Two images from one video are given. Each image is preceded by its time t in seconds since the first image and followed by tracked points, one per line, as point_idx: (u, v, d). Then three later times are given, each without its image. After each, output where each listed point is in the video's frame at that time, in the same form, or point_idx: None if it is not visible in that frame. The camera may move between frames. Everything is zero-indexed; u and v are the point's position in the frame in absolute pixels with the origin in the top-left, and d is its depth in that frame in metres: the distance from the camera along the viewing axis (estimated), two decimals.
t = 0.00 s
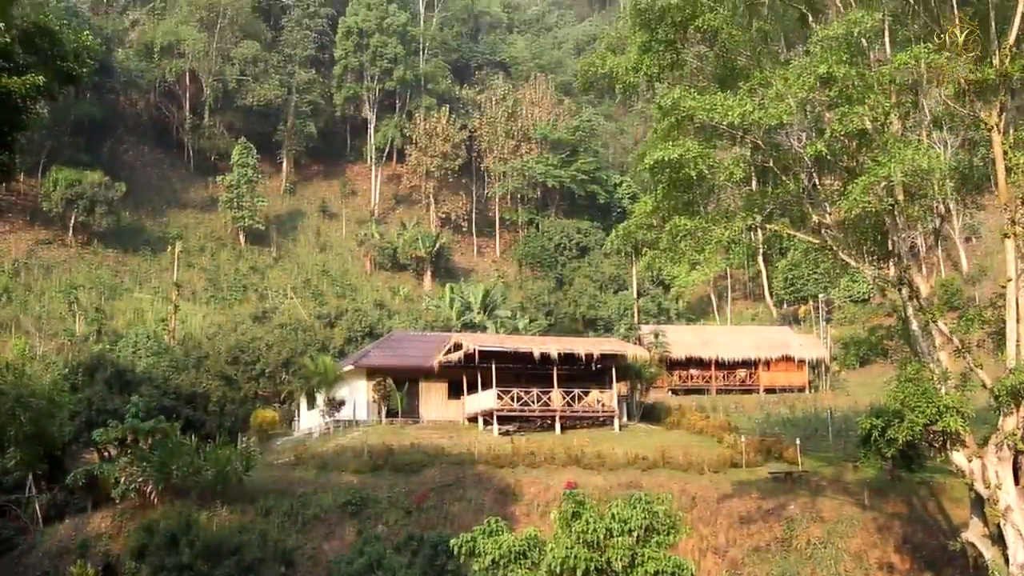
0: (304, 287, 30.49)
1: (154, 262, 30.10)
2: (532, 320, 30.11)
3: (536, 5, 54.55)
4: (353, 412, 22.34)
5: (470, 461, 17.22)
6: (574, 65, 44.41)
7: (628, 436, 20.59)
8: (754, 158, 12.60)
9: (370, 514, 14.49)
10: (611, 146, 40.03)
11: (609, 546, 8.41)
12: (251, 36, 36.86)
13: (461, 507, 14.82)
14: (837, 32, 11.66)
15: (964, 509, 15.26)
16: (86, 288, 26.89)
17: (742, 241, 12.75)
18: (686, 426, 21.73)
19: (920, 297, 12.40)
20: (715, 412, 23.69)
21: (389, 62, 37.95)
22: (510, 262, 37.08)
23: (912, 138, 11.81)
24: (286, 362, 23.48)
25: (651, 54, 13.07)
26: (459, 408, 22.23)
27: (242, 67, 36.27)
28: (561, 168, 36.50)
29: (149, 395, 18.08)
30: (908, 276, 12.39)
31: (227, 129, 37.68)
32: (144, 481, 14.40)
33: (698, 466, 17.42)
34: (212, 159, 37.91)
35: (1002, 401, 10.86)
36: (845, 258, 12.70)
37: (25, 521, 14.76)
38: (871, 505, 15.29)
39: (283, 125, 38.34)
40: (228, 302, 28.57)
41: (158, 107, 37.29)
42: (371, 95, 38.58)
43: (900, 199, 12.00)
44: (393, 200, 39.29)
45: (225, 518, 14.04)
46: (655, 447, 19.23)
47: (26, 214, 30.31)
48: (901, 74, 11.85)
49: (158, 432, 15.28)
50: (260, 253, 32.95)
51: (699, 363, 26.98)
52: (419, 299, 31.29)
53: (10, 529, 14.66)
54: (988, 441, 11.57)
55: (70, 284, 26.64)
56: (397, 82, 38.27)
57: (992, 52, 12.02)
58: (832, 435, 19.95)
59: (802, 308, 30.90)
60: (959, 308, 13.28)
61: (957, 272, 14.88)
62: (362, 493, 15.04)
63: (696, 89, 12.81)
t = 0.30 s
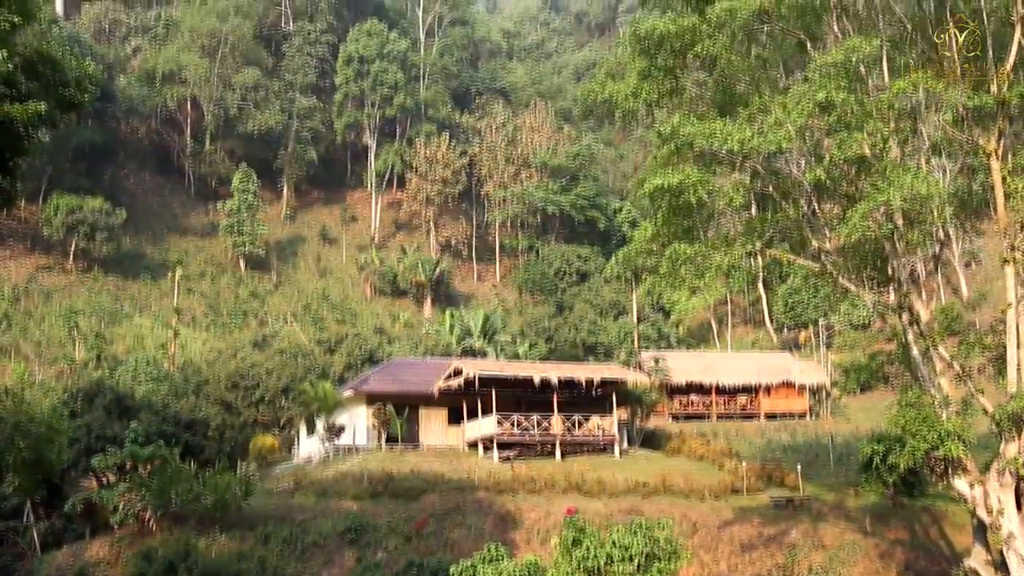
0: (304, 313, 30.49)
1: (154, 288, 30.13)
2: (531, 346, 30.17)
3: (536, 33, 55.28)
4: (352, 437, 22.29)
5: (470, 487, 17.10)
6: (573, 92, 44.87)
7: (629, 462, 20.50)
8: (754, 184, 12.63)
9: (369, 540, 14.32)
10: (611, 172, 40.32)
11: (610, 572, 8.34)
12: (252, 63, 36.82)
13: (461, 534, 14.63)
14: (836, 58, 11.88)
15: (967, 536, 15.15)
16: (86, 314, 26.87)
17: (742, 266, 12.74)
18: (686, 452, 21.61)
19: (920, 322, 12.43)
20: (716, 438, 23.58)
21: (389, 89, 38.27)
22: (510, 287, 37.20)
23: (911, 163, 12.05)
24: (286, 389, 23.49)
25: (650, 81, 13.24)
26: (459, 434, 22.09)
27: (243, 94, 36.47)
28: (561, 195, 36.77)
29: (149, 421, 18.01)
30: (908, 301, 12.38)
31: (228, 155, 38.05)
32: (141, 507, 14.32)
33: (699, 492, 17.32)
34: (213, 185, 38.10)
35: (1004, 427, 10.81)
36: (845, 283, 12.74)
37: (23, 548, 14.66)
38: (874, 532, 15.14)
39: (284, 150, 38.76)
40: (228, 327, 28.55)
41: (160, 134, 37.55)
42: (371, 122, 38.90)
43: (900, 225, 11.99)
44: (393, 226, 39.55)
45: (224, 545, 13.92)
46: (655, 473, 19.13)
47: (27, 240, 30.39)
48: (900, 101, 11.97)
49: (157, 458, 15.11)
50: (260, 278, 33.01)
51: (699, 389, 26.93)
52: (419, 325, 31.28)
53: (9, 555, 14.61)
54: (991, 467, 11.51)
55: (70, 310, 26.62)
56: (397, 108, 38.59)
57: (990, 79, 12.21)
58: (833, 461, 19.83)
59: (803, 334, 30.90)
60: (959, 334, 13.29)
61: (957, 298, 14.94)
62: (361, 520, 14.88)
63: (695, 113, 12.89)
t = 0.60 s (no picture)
0: (303, 336, 30.46)
1: (154, 311, 30.11)
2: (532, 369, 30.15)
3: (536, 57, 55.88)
4: (352, 461, 22.06)
5: (470, 511, 16.98)
6: (573, 116, 45.24)
7: (629, 486, 20.41)
8: (754, 208, 12.70)
9: (369, 565, 14.17)
10: (611, 195, 40.41)
11: None
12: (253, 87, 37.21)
13: (461, 558, 14.46)
14: (835, 82, 11.90)
15: (970, 561, 15.03)
16: (86, 337, 26.83)
17: (742, 289, 12.96)
18: (687, 476, 21.51)
19: (921, 346, 12.42)
20: (717, 461, 23.49)
21: (389, 113, 38.53)
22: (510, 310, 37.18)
23: (910, 187, 12.10)
24: (286, 412, 23.33)
25: (650, 104, 13.43)
26: (459, 457, 22.09)
27: (245, 117, 36.79)
28: (560, 217, 36.71)
29: (147, 445, 18.12)
30: (908, 324, 12.47)
31: (229, 178, 38.19)
32: (141, 532, 14.16)
33: (700, 516, 17.21)
34: (213, 209, 38.30)
35: (1006, 451, 10.73)
36: (845, 306, 12.99)
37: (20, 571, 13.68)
38: (876, 556, 15.00)
39: (284, 175, 38.99)
40: (228, 351, 28.52)
41: (161, 157, 37.78)
42: (371, 145, 39.16)
43: (900, 248, 12.07)
44: (393, 249, 39.69)
45: (223, 569, 13.74)
46: (656, 497, 19.03)
47: (27, 264, 30.41)
48: (898, 124, 12.00)
49: (155, 482, 15.04)
50: (260, 302, 33.04)
51: (699, 413, 26.85)
52: (419, 348, 31.27)
53: None
54: (993, 490, 11.46)
55: (70, 334, 26.57)
56: (397, 131, 38.88)
57: (987, 103, 12.52)
58: (835, 484, 19.73)
59: (803, 357, 30.90)
60: (960, 356, 13.31)
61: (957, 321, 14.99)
62: (361, 544, 14.76)
63: (694, 137, 13.16)
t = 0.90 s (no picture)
0: (303, 365, 30.40)
1: (154, 340, 30.07)
2: (532, 398, 30.05)
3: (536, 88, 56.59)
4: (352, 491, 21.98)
5: (470, 541, 16.82)
6: (573, 145, 45.68)
7: (631, 515, 20.22)
8: (754, 236, 12.81)
9: None
10: (611, 224, 40.59)
11: None
12: (254, 117, 37.53)
13: None
14: (833, 111, 12.09)
15: None
16: (85, 367, 26.76)
17: (742, 317, 13.14)
18: (688, 505, 21.34)
19: (921, 373, 12.49)
20: (718, 490, 23.33)
21: (390, 142, 38.82)
22: (510, 338, 37.19)
23: (910, 216, 12.10)
24: (285, 442, 23.34)
25: (649, 133, 13.77)
26: (459, 486, 21.84)
27: (246, 146, 37.04)
28: (560, 246, 36.91)
29: (145, 475, 18.01)
30: (908, 352, 12.48)
31: (229, 208, 38.46)
32: (139, 562, 13.53)
33: (701, 546, 17.01)
34: (214, 238, 38.48)
35: (1007, 480, 10.71)
36: (845, 334, 12.95)
37: None
38: None
39: (285, 205, 39.34)
40: (228, 380, 28.44)
41: (162, 187, 37.91)
42: (371, 174, 39.41)
43: (900, 276, 12.06)
44: (393, 278, 39.82)
45: None
46: (658, 526, 18.86)
47: (28, 293, 30.41)
48: (897, 153, 12.09)
49: (154, 511, 14.70)
50: (260, 331, 33.01)
51: (700, 441, 26.73)
52: (419, 377, 31.20)
53: None
54: (995, 520, 11.43)
55: (70, 363, 26.48)
56: (397, 161, 39.16)
57: (984, 131, 12.87)
58: (837, 514, 19.58)
59: (804, 385, 30.81)
60: (961, 384, 13.28)
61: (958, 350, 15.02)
62: None
63: (693, 166, 13.39)
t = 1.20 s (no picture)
0: (303, 391, 30.34)
1: (154, 366, 30.00)
2: (532, 424, 29.95)
3: (535, 114, 57.20)
4: (351, 517, 21.98)
5: (471, 568, 16.66)
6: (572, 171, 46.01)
7: (632, 542, 20.03)
8: (754, 261, 12.88)
9: None
10: (611, 250, 40.73)
11: None
12: (254, 142, 37.70)
13: None
14: (832, 138, 12.08)
15: None
16: (84, 393, 26.65)
17: (743, 342, 13.64)
18: (689, 532, 21.20)
19: (923, 399, 12.50)
20: (719, 517, 23.18)
21: (390, 168, 39.05)
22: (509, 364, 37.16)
23: (909, 241, 12.35)
24: (285, 468, 23.27)
25: (648, 159, 14.31)
26: (459, 513, 21.59)
27: (246, 172, 37.07)
28: (560, 271, 37.05)
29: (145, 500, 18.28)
30: (909, 378, 12.53)
31: (229, 234, 38.64)
32: None
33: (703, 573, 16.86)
34: (214, 263, 38.59)
35: (1010, 507, 10.69)
36: (846, 359, 13.07)
37: None
38: None
39: (285, 229, 39.44)
40: (227, 406, 28.35)
41: (162, 212, 38.00)
42: (372, 200, 39.60)
43: (899, 302, 12.20)
44: (393, 303, 39.88)
45: None
46: (659, 553, 18.71)
47: (28, 319, 30.37)
48: (896, 179, 12.27)
49: (152, 538, 14.95)
50: (260, 356, 32.97)
51: (701, 467, 26.60)
52: (419, 403, 31.12)
53: None
54: (998, 546, 11.39)
55: (69, 389, 26.38)
56: (398, 186, 39.39)
57: (983, 157, 13.16)
58: (839, 540, 19.44)
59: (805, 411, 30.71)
60: (962, 410, 13.29)
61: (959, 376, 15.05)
62: None
63: (693, 192, 13.93)
